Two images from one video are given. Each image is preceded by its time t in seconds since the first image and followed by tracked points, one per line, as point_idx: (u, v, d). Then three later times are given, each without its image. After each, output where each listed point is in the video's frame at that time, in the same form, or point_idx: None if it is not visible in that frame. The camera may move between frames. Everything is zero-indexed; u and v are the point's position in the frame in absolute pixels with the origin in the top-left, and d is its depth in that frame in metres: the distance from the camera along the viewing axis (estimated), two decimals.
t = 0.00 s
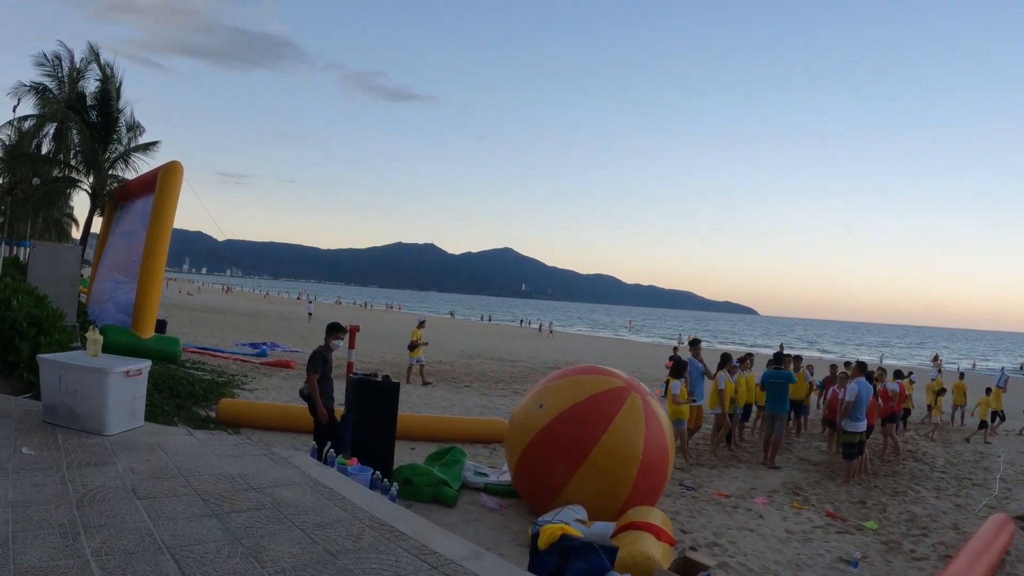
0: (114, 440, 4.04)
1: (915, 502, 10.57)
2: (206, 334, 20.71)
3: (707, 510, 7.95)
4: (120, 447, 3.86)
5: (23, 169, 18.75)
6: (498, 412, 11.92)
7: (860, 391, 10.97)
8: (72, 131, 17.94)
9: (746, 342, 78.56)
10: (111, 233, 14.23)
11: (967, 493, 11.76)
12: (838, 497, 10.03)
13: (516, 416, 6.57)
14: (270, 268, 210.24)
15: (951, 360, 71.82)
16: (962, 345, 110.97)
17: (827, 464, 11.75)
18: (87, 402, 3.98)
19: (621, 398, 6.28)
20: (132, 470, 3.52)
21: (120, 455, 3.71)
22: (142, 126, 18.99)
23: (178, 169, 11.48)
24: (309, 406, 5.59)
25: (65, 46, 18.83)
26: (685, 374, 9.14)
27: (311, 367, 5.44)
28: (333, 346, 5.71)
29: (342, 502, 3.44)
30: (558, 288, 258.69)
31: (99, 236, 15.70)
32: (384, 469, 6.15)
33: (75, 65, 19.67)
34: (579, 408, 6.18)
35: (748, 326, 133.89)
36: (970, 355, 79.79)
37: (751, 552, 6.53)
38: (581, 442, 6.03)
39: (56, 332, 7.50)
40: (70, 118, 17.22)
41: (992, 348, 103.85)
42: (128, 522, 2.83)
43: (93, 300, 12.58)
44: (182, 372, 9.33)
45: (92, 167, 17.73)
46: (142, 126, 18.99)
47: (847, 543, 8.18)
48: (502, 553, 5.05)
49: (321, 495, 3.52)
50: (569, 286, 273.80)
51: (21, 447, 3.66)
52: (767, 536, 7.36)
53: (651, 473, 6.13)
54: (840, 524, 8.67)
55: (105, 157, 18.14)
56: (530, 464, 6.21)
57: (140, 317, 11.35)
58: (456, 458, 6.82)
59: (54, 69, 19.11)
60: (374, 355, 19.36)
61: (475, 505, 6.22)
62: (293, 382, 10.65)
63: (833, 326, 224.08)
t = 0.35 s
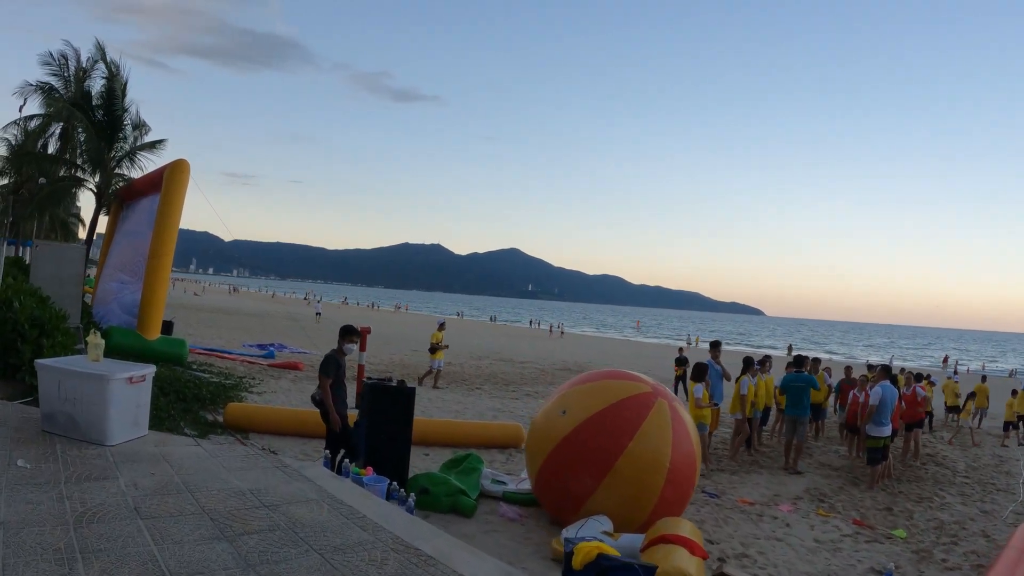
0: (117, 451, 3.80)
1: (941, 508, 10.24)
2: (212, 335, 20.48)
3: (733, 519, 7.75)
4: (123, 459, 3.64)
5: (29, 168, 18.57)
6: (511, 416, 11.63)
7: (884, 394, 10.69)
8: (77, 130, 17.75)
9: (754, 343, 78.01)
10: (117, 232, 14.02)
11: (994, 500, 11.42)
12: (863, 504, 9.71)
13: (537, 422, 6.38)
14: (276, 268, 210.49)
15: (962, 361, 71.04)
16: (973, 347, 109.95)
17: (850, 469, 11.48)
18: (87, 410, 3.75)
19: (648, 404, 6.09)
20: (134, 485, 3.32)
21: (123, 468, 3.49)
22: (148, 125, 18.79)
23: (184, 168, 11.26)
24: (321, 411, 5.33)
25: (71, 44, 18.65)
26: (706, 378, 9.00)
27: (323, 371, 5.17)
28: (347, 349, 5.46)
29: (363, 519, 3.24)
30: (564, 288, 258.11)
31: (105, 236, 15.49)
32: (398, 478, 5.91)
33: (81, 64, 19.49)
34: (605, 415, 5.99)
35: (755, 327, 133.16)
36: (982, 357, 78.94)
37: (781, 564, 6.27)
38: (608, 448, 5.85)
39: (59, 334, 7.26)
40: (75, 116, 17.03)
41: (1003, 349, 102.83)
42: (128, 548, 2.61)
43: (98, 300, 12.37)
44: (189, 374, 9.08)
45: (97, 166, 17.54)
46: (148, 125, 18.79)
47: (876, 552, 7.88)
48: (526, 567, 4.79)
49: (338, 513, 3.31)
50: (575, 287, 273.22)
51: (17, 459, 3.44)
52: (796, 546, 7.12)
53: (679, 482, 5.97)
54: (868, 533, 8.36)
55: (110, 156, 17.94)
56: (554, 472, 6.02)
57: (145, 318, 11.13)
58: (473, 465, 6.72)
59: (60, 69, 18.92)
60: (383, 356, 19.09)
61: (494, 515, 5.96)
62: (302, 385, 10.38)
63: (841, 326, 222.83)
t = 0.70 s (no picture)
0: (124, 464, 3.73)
1: (974, 515, 9.86)
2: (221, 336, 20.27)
3: (761, 529, 7.44)
4: (131, 473, 3.58)
5: (38, 168, 18.44)
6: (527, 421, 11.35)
7: (912, 398, 10.32)
8: (86, 129, 17.58)
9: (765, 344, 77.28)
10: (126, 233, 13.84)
11: None
12: (893, 511, 9.37)
13: (565, 429, 6.21)
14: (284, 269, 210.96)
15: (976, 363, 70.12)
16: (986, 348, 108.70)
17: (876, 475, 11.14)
18: (93, 419, 3.70)
19: (680, 411, 5.90)
20: (143, 504, 3.31)
21: (132, 484, 3.47)
22: (157, 123, 18.60)
23: (194, 167, 11.04)
24: (341, 419, 5.10)
25: (80, 44, 18.48)
26: (733, 382, 8.87)
27: (341, 375, 4.96)
28: (367, 354, 5.24)
29: (375, 539, 3.32)
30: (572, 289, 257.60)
31: (114, 236, 15.32)
32: (418, 486, 5.69)
33: (90, 64, 19.33)
34: (635, 422, 5.81)
35: (765, 328, 132.15)
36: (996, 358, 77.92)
37: None
38: (639, 457, 5.66)
39: (66, 336, 7.04)
40: (83, 115, 16.86)
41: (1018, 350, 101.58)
42: None
43: (106, 302, 12.17)
44: (200, 377, 8.85)
45: (106, 165, 17.36)
46: (156, 123, 18.61)
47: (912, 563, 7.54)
48: None
49: (348, 534, 3.35)
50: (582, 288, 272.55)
51: (18, 473, 3.40)
52: (830, 558, 6.80)
53: (713, 491, 5.77)
54: (902, 542, 8.03)
55: (119, 155, 17.76)
56: (583, 480, 5.85)
57: (154, 320, 10.93)
58: (495, 473, 6.59)
59: (69, 69, 18.79)
60: (394, 357, 18.81)
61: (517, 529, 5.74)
62: (314, 388, 10.12)
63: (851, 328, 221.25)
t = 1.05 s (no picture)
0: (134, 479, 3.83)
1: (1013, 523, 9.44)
2: (234, 338, 20.07)
3: (796, 539, 7.10)
4: (145, 490, 3.69)
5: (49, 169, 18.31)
6: (547, 428, 11.05)
7: (946, 402, 9.94)
8: (98, 129, 17.42)
9: (780, 346, 76.33)
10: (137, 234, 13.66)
11: None
12: (928, 519, 8.98)
13: (600, 437, 5.95)
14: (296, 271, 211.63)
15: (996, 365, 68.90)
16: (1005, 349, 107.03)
17: (908, 481, 10.74)
18: (103, 431, 3.78)
19: (718, 420, 5.60)
20: (156, 527, 3.37)
21: (147, 501, 3.58)
22: (169, 122, 18.43)
23: (207, 167, 10.82)
24: (362, 427, 4.82)
25: (91, 45, 18.35)
26: (764, 387, 8.63)
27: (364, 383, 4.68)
28: (389, 359, 4.97)
29: (375, 539, 3.65)
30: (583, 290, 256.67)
31: (126, 237, 15.15)
32: (443, 498, 5.43)
33: (102, 65, 19.19)
34: (673, 430, 5.51)
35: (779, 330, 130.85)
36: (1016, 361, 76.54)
37: None
38: (676, 468, 5.38)
39: (77, 339, 6.82)
40: (94, 114, 16.70)
41: None
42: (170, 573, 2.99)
43: (118, 304, 11.97)
44: (214, 382, 8.62)
45: (118, 165, 17.22)
46: (168, 122, 18.44)
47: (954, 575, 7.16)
48: None
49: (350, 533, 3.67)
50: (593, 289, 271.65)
51: (23, 491, 3.48)
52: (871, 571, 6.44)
53: (753, 503, 5.47)
54: (939, 552, 7.64)
55: (131, 154, 17.59)
56: (619, 491, 5.58)
57: (166, 323, 10.73)
58: (523, 484, 6.35)
59: (81, 69, 18.66)
60: (408, 359, 18.54)
61: (544, 544, 5.48)
62: (330, 392, 9.86)
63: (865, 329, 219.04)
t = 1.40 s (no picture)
0: (163, 499, 3.70)
1: None
2: (264, 342, 20.00)
3: (854, 555, 6.59)
4: (179, 513, 3.55)
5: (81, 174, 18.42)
6: (583, 436, 10.65)
7: (1002, 409, 9.25)
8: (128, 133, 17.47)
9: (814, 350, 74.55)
10: (168, 238, 13.61)
11: None
12: (985, 529, 8.33)
13: (653, 448, 5.57)
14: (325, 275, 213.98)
15: None
16: None
17: (961, 491, 10.09)
18: (134, 446, 3.67)
19: (779, 430, 5.20)
20: (186, 546, 3.23)
21: (177, 518, 3.48)
22: (198, 125, 18.43)
23: (238, 169, 10.67)
24: (407, 441, 4.54)
25: (121, 50, 18.44)
26: (816, 395, 8.20)
27: (406, 395, 4.39)
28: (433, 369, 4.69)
29: (374, 540, 3.70)
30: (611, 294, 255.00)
31: (157, 241, 15.13)
32: (488, 511, 5.31)
33: (131, 70, 19.28)
34: (732, 442, 5.12)
35: (813, 333, 128.23)
36: None
37: None
38: (735, 481, 4.99)
39: (107, 345, 6.64)
40: (124, 118, 16.73)
41: None
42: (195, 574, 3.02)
43: (148, 309, 11.87)
44: (246, 387, 8.40)
45: (148, 169, 17.25)
46: (198, 125, 18.44)
47: None
48: None
49: (350, 535, 3.76)
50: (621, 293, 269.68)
51: (42, 513, 3.33)
52: None
53: (814, 518, 5.08)
54: (1002, 565, 7.00)
55: (161, 158, 17.60)
56: (673, 506, 5.21)
57: (197, 328, 10.60)
58: (571, 496, 5.98)
59: (111, 75, 18.77)
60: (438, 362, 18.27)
61: (591, 560, 5.16)
62: (363, 397, 9.59)
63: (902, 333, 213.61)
